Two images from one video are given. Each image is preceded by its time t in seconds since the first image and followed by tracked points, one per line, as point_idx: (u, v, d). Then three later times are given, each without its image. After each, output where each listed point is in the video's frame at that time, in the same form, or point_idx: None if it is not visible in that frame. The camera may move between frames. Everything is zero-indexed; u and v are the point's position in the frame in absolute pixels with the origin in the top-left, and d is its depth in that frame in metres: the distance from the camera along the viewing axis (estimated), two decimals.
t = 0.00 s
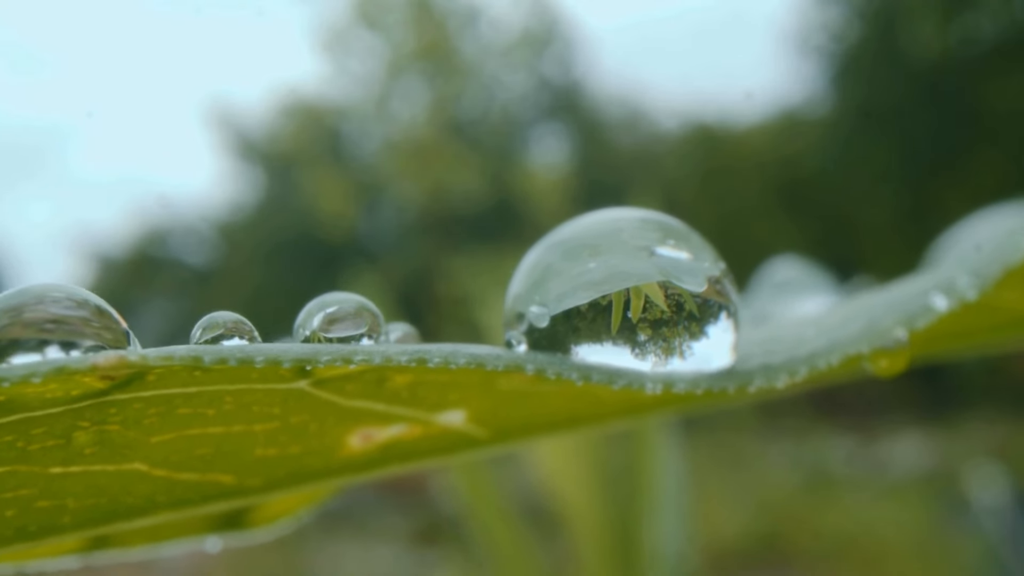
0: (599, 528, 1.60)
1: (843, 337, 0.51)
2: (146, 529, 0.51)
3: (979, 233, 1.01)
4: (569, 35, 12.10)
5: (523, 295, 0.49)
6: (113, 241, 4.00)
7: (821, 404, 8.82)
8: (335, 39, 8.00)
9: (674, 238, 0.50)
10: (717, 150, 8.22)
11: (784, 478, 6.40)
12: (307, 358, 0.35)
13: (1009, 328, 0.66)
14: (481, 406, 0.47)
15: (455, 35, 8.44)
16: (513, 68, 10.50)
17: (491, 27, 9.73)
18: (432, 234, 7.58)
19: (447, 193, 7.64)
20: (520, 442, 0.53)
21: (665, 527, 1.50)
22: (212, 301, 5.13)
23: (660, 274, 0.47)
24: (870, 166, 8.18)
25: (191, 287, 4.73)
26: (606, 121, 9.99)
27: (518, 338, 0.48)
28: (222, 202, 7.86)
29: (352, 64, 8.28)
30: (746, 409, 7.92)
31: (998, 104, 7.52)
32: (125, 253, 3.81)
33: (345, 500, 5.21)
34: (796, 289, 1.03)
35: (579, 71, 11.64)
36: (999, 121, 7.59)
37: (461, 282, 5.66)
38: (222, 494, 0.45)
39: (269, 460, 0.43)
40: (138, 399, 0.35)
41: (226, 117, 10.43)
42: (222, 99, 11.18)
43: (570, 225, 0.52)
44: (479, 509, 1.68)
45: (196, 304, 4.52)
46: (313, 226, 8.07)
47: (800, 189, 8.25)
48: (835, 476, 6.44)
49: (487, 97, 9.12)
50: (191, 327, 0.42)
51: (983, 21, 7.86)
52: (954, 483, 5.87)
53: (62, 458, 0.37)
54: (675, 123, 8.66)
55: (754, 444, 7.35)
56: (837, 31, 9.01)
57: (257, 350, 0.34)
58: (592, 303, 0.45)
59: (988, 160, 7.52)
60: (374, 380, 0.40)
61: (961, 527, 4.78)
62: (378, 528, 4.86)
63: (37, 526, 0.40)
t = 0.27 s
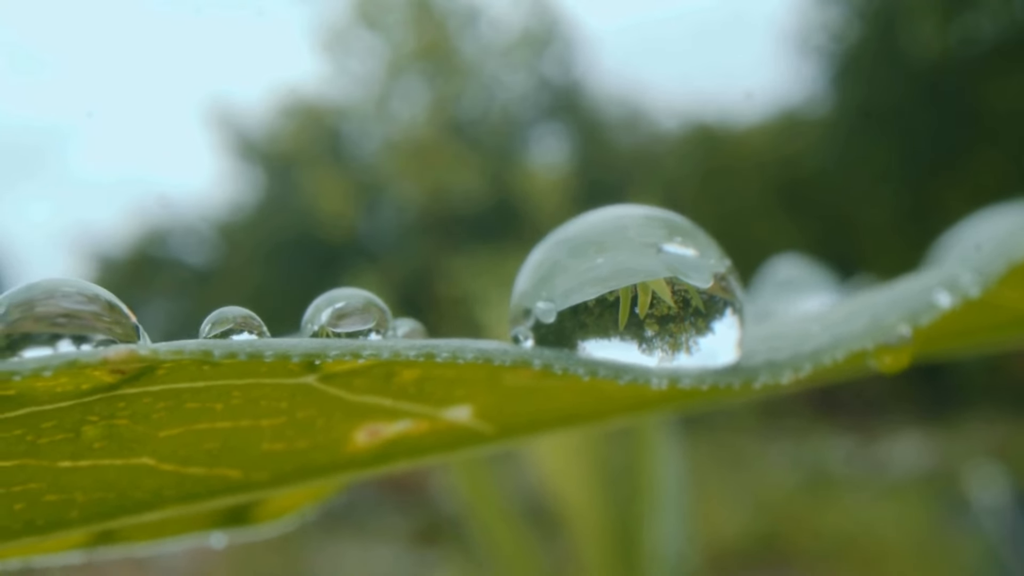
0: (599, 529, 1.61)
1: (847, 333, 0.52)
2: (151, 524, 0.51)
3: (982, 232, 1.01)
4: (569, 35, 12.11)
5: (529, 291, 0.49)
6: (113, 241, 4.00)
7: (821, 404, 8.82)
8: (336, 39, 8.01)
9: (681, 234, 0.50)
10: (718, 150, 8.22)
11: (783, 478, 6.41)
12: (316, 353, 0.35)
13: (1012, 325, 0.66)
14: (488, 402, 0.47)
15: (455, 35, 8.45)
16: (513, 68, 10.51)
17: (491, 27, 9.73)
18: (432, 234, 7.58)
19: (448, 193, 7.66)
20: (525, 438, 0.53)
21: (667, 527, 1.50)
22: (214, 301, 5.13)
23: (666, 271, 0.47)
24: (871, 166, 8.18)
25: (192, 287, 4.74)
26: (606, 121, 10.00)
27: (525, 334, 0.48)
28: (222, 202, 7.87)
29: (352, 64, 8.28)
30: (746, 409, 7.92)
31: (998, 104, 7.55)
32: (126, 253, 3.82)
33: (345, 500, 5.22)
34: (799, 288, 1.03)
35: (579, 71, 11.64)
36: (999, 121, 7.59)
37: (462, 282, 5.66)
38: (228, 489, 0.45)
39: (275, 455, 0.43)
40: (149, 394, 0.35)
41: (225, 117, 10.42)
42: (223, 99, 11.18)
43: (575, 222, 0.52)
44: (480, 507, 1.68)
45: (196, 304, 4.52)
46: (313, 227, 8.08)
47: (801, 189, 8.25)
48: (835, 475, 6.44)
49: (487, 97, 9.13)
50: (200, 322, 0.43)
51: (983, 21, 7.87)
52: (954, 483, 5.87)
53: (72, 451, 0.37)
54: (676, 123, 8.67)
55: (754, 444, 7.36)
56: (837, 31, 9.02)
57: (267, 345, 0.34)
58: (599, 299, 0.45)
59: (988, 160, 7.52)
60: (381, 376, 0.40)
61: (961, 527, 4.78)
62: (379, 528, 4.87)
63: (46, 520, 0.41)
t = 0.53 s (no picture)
0: (599, 530, 1.62)
1: (843, 342, 0.52)
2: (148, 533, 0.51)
3: (980, 234, 1.01)
4: (569, 35, 12.12)
5: (524, 302, 0.48)
6: (113, 242, 3.99)
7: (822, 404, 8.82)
8: (335, 39, 8.01)
9: (677, 245, 0.50)
10: (717, 150, 8.22)
11: (783, 478, 6.41)
12: (310, 366, 0.35)
13: (1009, 332, 0.66)
14: (483, 411, 0.47)
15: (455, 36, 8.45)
16: (513, 68, 10.51)
17: (491, 27, 9.74)
18: (432, 234, 7.57)
19: (448, 193, 7.68)
20: (521, 446, 0.53)
21: (666, 527, 1.50)
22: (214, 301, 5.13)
23: (661, 282, 0.47)
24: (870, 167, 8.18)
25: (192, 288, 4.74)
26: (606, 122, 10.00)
27: (520, 344, 0.48)
28: (222, 202, 7.87)
29: (352, 64, 8.28)
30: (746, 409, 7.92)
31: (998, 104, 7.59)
32: (126, 254, 3.82)
33: (345, 500, 5.22)
34: (799, 292, 1.03)
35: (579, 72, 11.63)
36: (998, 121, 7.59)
37: (462, 282, 5.66)
38: (225, 498, 0.45)
39: (272, 465, 0.43)
40: (143, 407, 0.35)
41: (225, 118, 10.42)
42: (223, 99, 11.20)
43: (570, 232, 0.52)
44: (480, 509, 1.68)
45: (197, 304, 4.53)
46: (313, 227, 8.08)
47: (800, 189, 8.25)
48: (835, 476, 6.44)
49: (486, 97, 9.13)
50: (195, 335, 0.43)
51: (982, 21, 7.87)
52: (954, 483, 5.86)
53: (67, 465, 0.37)
54: (676, 123, 8.68)
55: (754, 445, 7.36)
56: (836, 31, 9.03)
57: (261, 358, 0.34)
58: (593, 310, 0.46)
59: (988, 160, 7.52)
60: (377, 387, 0.40)
61: (961, 526, 4.77)
62: (379, 529, 4.87)
63: (40, 531, 0.41)
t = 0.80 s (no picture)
0: (599, 528, 1.61)
1: (851, 347, 0.51)
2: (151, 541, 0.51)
3: (983, 235, 1.01)
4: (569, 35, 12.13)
5: (530, 307, 0.48)
6: (113, 241, 3.99)
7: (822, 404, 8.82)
8: (335, 38, 8.02)
9: (686, 250, 0.50)
10: (717, 150, 8.21)
11: (783, 478, 6.41)
12: (317, 373, 0.34)
13: (1016, 333, 0.66)
14: (489, 417, 0.47)
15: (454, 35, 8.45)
16: (513, 68, 10.52)
17: (491, 27, 9.75)
18: (433, 234, 7.58)
19: (448, 193, 7.67)
20: (527, 451, 0.53)
21: (667, 524, 1.51)
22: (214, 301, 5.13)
23: (670, 288, 0.47)
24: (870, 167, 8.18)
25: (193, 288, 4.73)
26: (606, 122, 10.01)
27: (527, 351, 0.48)
28: (222, 202, 7.87)
29: (352, 64, 8.27)
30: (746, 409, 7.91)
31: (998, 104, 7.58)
32: (127, 254, 3.82)
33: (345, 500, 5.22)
34: (802, 293, 1.03)
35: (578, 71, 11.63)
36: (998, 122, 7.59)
37: (462, 282, 5.66)
38: (229, 506, 0.45)
39: (277, 472, 0.43)
40: (148, 415, 0.35)
41: (224, 118, 10.42)
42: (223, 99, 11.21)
43: (578, 235, 0.52)
44: (481, 509, 1.67)
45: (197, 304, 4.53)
46: (314, 226, 8.08)
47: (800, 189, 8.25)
48: (835, 475, 6.44)
49: (486, 97, 9.14)
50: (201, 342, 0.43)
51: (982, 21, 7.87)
52: (954, 483, 5.86)
53: (71, 474, 0.36)
54: (676, 123, 8.68)
55: (754, 444, 7.37)
56: (836, 31, 9.03)
57: (267, 366, 0.34)
58: (602, 317, 0.45)
59: (988, 160, 7.52)
60: (383, 394, 0.40)
61: (961, 526, 4.77)
62: (379, 529, 4.88)
63: (43, 541, 0.40)
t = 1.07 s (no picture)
0: (599, 528, 1.61)
1: (851, 332, 0.51)
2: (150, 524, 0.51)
3: (984, 228, 1.01)
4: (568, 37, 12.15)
5: (533, 288, 0.48)
6: (114, 240, 4.00)
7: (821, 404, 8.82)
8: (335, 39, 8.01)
9: (688, 232, 0.50)
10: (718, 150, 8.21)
11: (783, 478, 6.42)
12: (319, 350, 0.34)
13: (1016, 322, 0.66)
14: (491, 401, 0.47)
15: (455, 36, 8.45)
16: (512, 69, 10.54)
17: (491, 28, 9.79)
18: (433, 234, 7.58)
19: (449, 194, 7.69)
20: (528, 438, 0.53)
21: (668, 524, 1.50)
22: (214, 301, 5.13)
23: (673, 268, 0.47)
24: (870, 166, 8.18)
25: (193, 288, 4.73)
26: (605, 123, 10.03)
27: (529, 332, 0.48)
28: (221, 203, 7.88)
29: (352, 64, 8.26)
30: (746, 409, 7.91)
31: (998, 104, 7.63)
32: (127, 254, 3.83)
33: (345, 500, 5.22)
34: (801, 288, 1.02)
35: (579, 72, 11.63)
36: (998, 121, 7.60)
37: (463, 282, 5.66)
38: (231, 490, 0.45)
39: (278, 456, 0.43)
40: (149, 392, 0.35)
41: (225, 118, 10.43)
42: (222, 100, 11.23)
43: (581, 218, 0.52)
44: (482, 506, 1.68)
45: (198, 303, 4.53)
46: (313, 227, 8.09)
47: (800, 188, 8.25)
48: (835, 475, 6.44)
49: (486, 98, 9.15)
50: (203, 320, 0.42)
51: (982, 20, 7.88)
52: (954, 483, 5.86)
53: (72, 451, 0.36)
54: (676, 123, 8.69)
55: (754, 445, 7.37)
56: (836, 31, 9.04)
57: (270, 343, 0.34)
58: (604, 296, 0.45)
59: (988, 160, 7.53)
60: (384, 374, 0.40)
61: (962, 526, 4.77)
62: (379, 530, 4.88)
63: (41, 521, 0.40)
